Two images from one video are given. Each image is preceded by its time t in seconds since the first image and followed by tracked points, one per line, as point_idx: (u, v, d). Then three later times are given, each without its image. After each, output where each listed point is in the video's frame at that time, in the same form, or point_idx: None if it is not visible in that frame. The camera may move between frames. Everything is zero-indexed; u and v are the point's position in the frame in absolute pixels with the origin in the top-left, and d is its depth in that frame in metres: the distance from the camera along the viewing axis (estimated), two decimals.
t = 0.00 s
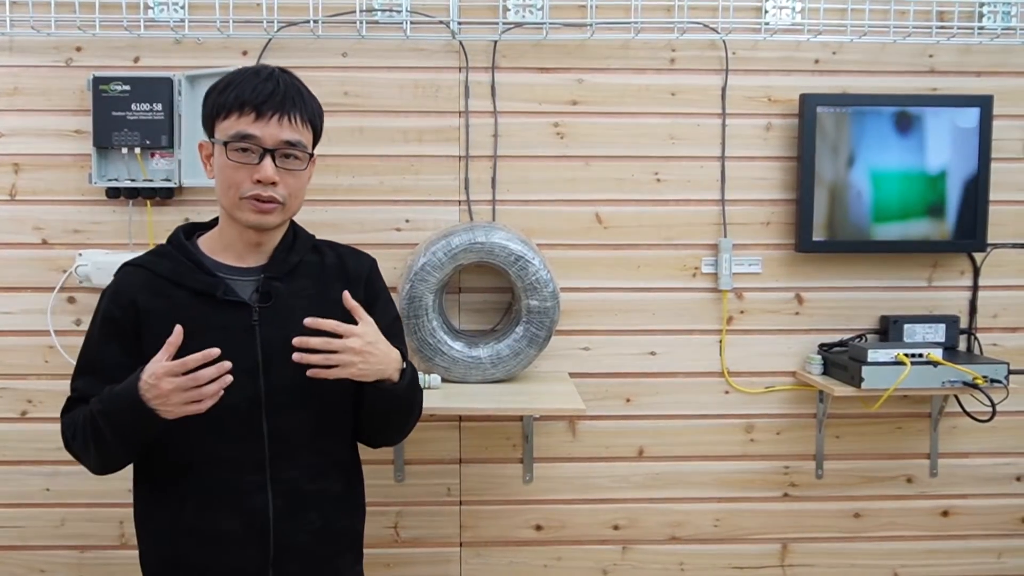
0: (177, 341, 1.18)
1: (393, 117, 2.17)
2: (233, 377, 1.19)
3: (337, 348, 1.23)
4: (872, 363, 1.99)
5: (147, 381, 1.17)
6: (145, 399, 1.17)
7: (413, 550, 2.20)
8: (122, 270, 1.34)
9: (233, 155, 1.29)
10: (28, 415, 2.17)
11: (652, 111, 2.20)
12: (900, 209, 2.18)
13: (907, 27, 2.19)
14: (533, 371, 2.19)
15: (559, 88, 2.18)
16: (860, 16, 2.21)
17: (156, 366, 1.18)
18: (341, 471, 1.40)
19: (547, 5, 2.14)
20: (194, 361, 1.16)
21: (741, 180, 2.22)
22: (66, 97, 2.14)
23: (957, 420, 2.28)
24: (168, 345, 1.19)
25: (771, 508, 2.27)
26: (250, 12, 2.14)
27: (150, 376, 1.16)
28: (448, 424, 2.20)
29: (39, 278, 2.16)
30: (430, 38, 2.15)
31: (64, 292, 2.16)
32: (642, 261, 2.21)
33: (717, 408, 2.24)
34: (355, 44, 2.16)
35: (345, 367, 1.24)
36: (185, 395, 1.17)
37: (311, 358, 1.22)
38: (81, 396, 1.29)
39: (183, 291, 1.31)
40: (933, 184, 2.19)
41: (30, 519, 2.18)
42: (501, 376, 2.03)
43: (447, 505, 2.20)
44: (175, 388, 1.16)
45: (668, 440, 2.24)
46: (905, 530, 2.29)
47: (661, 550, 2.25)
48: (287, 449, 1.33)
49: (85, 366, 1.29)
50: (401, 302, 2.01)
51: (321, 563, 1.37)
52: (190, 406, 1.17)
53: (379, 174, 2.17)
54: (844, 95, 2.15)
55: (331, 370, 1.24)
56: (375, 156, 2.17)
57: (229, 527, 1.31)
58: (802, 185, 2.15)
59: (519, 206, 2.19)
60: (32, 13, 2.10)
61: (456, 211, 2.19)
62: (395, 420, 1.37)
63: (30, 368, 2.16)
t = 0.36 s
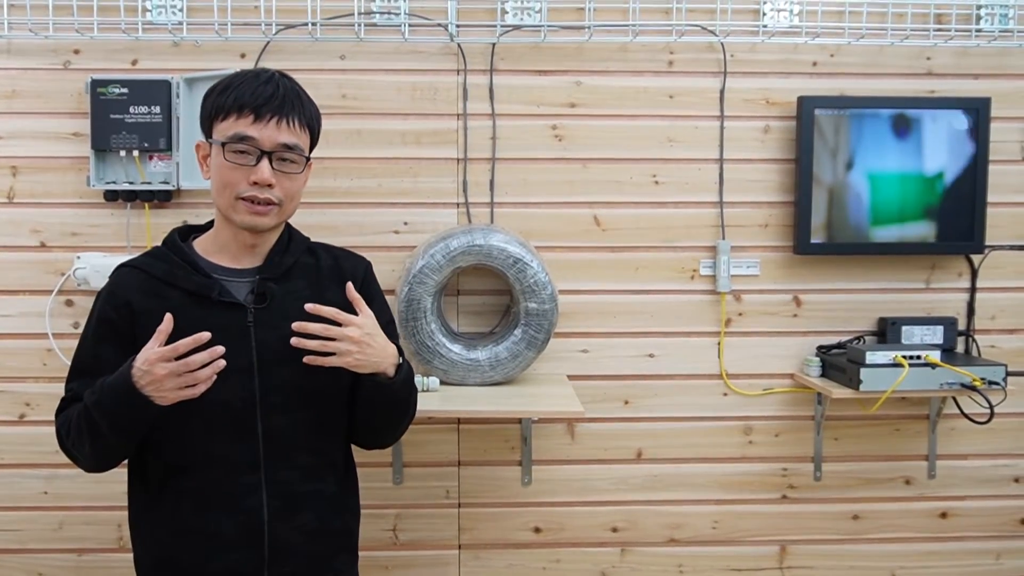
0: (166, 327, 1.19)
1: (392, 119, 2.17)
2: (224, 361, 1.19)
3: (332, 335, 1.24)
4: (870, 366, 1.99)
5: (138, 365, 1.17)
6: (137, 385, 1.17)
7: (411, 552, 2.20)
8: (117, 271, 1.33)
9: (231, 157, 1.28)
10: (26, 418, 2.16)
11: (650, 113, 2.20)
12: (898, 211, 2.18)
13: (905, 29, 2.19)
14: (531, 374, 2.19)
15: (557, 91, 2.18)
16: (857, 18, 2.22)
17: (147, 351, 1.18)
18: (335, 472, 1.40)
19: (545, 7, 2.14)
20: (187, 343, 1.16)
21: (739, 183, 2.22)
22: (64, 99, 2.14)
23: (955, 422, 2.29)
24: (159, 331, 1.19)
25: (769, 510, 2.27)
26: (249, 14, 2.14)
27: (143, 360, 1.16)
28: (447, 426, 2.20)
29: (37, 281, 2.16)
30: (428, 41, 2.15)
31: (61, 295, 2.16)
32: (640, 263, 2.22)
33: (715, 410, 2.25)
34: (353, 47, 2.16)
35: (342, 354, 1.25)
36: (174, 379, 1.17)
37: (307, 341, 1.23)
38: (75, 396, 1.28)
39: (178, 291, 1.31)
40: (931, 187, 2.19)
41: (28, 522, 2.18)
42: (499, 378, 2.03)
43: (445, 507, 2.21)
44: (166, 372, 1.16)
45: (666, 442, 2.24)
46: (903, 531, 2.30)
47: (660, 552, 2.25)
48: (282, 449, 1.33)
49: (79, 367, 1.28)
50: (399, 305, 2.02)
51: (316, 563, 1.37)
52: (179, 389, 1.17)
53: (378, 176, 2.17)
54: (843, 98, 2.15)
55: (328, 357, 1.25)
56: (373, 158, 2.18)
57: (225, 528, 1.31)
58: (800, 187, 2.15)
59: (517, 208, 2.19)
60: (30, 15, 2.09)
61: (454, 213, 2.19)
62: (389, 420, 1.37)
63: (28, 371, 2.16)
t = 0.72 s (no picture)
0: (174, 411, 1.17)
1: (392, 122, 2.18)
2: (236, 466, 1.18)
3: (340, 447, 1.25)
4: (871, 367, 1.99)
5: (147, 450, 1.15)
6: (144, 466, 1.16)
7: (412, 555, 2.20)
8: (106, 278, 1.31)
9: (225, 168, 1.28)
10: (27, 422, 2.16)
11: (650, 115, 2.20)
12: (898, 212, 2.18)
13: (904, 30, 2.19)
14: (531, 376, 2.19)
15: (557, 93, 2.18)
16: (856, 20, 2.22)
17: (157, 438, 1.16)
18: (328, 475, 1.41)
19: (544, 10, 2.14)
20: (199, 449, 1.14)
21: (739, 184, 2.22)
22: (64, 103, 2.14)
23: (955, 423, 2.29)
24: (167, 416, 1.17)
25: (770, 512, 2.27)
26: (248, 18, 2.15)
27: (155, 449, 1.15)
28: (447, 429, 2.20)
29: (37, 285, 2.16)
30: (428, 44, 2.15)
31: (62, 298, 2.16)
32: (640, 265, 2.22)
33: (715, 412, 2.25)
34: (353, 50, 2.16)
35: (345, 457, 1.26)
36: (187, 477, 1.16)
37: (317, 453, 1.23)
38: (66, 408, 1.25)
39: (170, 297, 1.30)
40: (930, 187, 2.19)
41: (29, 526, 2.18)
42: (499, 381, 2.04)
43: (446, 510, 2.21)
44: (178, 468, 1.15)
45: (666, 444, 2.24)
46: (904, 533, 2.30)
47: (661, 554, 2.25)
48: (275, 455, 1.33)
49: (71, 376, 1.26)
50: (400, 307, 2.01)
51: (310, 566, 1.37)
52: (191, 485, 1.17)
53: (377, 179, 2.17)
54: (843, 99, 2.15)
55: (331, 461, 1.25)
56: (373, 161, 2.18)
57: (222, 535, 1.31)
58: (800, 188, 2.15)
59: (517, 211, 2.19)
60: (29, 20, 2.10)
61: (454, 216, 2.19)
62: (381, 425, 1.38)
63: (28, 375, 2.16)
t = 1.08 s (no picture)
0: (191, 436, 1.14)
1: (393, 124, 2.18)
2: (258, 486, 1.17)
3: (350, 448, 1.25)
4: (872, 368, 1.99)
5: (166, 477, 1.14)
6: (161, 492, 1.15)
7: (413, 557, 2.20)
8: (107, 285, 1.30)
9: (237, 176, 1.27)
10: (28, 424, 2.16)
11: (651, 116, 2.20)
12: (899, 213, 2.18)
13: (906, 31, 2.20)
14: (533, 377, 2.18)
15: (558, 95, 2.18)
16: (857, 21, 2.22)
17: (175, 463, 1.15)
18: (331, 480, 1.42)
19: (545, 12, 2.14)
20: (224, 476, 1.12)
21: (740, 186, 2.22)
22: (65, 106, 2.14)
23: (957, 424, 2.28)
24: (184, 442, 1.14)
25: (772, 513, 2.27)
26: (249, 20, 2.15)
27: (174, 477, 1.13)
28: (448, 431, 2.20)
29: (39, 287, 2.16)
30: (429, 45, 2.15)
31: (64, 300, 2.16)
32: (641, 266, 2.22)
33: (717, 414, 2.24)
34: (353, 52, 2.16)
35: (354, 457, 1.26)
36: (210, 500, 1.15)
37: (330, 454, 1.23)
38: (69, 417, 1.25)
39: (173, 304, 1.29)
40: (932, 188, 2.19)
41: (30, 528, 2.18)
42: (501, 382, 2.03)
43: (448, 512, 2.20)
44: (201, 494, 1.14)
45: (668, 445, 2.24)
46: (905, 534, 2.29)
47: (663, 556, 2.25)
48: (279, 462, 1.33)
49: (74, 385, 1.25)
50: (401, 309, 2.01)
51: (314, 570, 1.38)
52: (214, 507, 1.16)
53: (379, 181, 2.17)
54: (844, 100, 2.15)
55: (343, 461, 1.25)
56: (374, 163, 2.18)
57: (228, 542, 1.31)
58: (801, 189, 2.15)
59: (518, 212, 2.19)
60: (31, 22, 2.10)
61: (456, 217, 2.19)
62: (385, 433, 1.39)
63: (30, 378, 2.16)
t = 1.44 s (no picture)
0: (208, 472, 1.05)
1: (393, 125, 2.18)
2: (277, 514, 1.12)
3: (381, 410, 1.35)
4: (873, 369, 1.99)
5: (183, 515, 1.05)
6: (174, 529, 1.05)
7: (414, 558, 2.20)
8: (61, 295, 1.15)
9: (252, 177, 1.19)
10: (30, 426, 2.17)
11: (651, 117, 2.21)
12: (900, 213, 2.18)
13: (906, 32, 2.20)
14: (534, 378, 2.18)
15: (559, 95, 2.19)
16: (858, 22, 2.22)
17: (191, 499, 1.06)
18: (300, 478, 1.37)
19: (546, 13, 2.15)
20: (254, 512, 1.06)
21: (741, 187, 2.22)
22: (66, 107, 2.14)
23: (958, 424, 2.28)
24: (200, 477, 1.05)
25: (773, 514, 2.27)
26: (250, 21, 2.15)
27: (195, 515, 1.04)
28: (449, 432, 2.20)
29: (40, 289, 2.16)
30: (430, 46, 2.16)
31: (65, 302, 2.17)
32: (642, 267, 2.22)
33: (718, 414, 2.24)
34: (354, 53, 2.16)
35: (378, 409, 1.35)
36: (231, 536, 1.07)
37: (373, 408, 1.34)
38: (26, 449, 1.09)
39: (142, 311, 1.18)
40: (933, 189, 2.19)
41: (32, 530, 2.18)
42: (501, 383, 2.03)
43: (448, 513, 2.20)
44: (222, 533, 1.05)
45: (669, 446, 2.24)
46: (906, 535, 2.29)
47: (663, 557, 2.25)
48: (258, 468, 1.26)
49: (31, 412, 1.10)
50: (401, 310, 2.01)
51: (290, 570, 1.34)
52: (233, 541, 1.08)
53: (379, 182, 2.18)
54: (844, 100, 2.15)
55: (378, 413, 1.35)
56: (375, 164, 2.18)
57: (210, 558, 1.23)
58: (801, 190, 2.15)
59: (518, 213, 2.19)
60: (32, 24, 2.10)
61: (456, 218, 2.19)
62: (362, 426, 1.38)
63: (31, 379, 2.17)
